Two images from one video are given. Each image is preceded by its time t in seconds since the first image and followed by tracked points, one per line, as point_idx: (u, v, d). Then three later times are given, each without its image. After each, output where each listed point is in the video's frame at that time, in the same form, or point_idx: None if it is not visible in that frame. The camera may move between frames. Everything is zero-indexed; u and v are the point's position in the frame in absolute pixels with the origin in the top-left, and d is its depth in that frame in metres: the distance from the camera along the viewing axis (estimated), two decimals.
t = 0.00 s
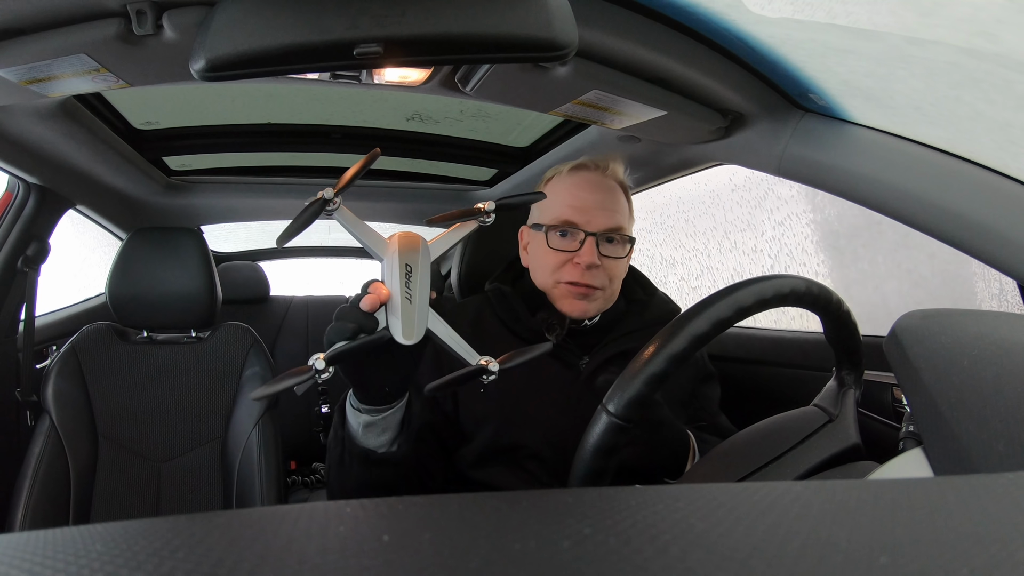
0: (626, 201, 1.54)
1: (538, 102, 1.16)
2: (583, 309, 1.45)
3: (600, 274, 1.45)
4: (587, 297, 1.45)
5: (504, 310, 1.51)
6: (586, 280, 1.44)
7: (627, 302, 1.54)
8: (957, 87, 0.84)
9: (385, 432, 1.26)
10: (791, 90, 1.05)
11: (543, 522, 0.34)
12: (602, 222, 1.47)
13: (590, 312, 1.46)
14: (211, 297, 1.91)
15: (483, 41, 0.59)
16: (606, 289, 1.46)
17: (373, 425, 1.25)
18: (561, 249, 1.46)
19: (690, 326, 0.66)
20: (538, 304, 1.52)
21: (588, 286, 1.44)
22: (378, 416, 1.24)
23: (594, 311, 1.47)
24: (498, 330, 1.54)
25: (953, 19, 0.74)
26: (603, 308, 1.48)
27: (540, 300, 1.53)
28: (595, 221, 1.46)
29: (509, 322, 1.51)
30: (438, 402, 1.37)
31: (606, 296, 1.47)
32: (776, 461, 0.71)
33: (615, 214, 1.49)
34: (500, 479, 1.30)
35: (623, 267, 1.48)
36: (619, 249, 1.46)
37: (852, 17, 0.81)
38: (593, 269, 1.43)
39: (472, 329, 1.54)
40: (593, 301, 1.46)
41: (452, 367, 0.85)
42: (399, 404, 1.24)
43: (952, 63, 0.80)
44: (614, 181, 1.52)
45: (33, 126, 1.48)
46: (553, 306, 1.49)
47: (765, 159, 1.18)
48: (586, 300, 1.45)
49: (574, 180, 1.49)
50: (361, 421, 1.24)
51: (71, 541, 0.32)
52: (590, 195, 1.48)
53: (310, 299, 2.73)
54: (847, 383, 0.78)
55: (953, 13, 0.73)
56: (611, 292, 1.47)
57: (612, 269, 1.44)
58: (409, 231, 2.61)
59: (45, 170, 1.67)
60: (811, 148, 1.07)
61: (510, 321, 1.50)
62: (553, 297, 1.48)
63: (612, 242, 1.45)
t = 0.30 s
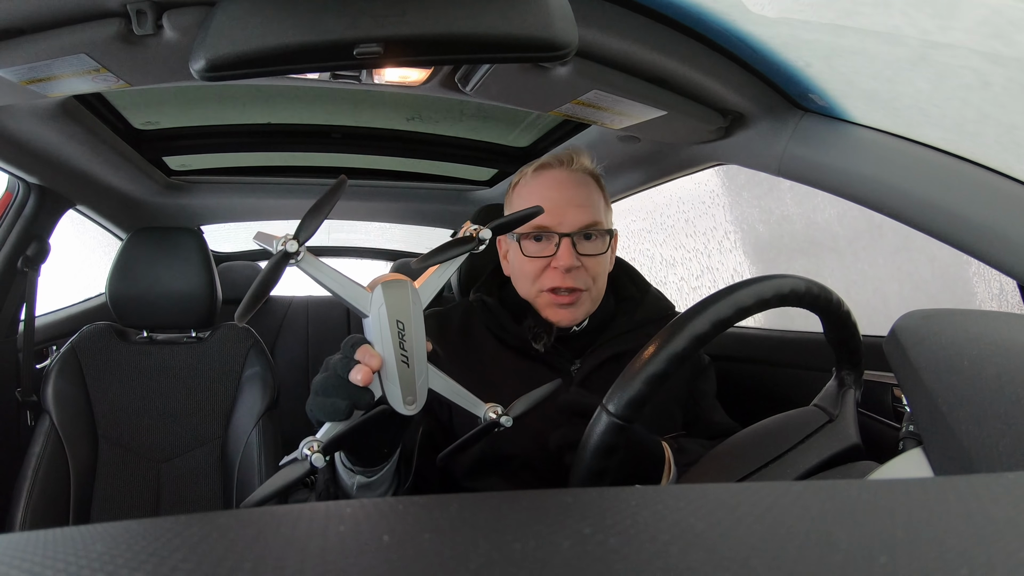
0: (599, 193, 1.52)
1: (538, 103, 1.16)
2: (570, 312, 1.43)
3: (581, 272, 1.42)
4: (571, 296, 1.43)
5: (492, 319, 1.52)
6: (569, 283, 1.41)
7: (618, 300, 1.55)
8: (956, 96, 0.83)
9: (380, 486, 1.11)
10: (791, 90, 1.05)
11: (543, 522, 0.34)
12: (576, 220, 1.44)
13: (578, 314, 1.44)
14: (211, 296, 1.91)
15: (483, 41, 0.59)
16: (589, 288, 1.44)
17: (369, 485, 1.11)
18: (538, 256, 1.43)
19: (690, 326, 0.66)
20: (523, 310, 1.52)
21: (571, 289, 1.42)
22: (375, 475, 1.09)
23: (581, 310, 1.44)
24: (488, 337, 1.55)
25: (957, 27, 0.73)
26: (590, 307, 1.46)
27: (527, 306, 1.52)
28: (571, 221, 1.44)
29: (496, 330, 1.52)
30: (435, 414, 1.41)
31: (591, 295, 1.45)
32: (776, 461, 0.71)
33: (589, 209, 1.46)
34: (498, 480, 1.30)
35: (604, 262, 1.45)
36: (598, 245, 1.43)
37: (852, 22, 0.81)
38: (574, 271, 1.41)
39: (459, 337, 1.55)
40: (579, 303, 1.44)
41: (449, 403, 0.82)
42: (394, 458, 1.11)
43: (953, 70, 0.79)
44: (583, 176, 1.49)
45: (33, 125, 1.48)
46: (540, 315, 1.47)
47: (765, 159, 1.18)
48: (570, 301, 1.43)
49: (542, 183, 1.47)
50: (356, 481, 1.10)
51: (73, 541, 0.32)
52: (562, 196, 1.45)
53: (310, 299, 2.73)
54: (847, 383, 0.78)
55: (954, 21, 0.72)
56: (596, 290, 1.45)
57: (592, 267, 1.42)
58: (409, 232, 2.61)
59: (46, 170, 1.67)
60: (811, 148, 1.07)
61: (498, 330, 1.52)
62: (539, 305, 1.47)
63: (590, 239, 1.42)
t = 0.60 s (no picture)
0: (608, 204, 1.49)
1: (537, 103, 1.16)
2: (545, 316, 1.46)
3: (561, 281, 1.42)
4: (549, 302, 1.44)
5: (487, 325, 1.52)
6: (547, 290, 1.43)
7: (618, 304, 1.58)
8: (956, 97, 0.83)
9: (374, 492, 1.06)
10: (790, 89, 1.05)
11: (543, 522, 0.34)
12: (568, 228, 1.43)
13: (551, 321, 1.46)
14: (211, 296, 1.90)
15: (483, 41, 0.59)
16: (568, 299, 1.45)
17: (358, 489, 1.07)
18: (525, 256, 1.45)
19: (690, 326, 0.66)
20: (514, 319, 1.53)
21: (549, 296, 1.43)
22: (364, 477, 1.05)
23: (556, 316, 1.46)
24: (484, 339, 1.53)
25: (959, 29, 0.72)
26: (566, 316, 1.47)
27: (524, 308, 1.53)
28: (562, 229, 1.44)
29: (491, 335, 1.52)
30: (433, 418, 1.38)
31: (570, 305, 1.46)
32: (776, 461, 0.71)
33: (586, 220, 1.45)
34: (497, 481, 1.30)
35: (590, 277, 1.44)
36: (586, 259, 1.43)
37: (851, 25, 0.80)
38: (554, 279, 1.42)
39: (456, 337, 1.54)
40: (554, 311, 1.45)
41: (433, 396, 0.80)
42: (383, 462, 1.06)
43: (951, 71, 0.79)
44: (591, 183, 1.47)
45: (34, 125, 1.49)
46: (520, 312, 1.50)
47: (765, 159, 1.18)
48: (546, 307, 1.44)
49: (547, 182, 1.46)
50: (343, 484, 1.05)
51: (73, 541, 0.32)
52: (562, 200, 1.44)
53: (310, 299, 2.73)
54: (847, 383, 0.78)
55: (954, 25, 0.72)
56: (575, 302, 1.46)
57: (573, 280, 1.42)
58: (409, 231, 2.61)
59: (46, 170, 1.67)
60: (811, 148, 1.07)
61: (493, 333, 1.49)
62: (520, 302, 1.49)
63: (576, 251, 1.42)
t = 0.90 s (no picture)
0: (631, 217, 1.50)
1: (537, 103, 1.16)
2: (548, 312, 1.47)
3: (570, 281, 1.43)
4: (555, 300, 1.45)
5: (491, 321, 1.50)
6: (555, 287, 1.44)
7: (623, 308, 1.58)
8: (955, 98, 0.83)
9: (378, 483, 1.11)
10: (790, 89, 1.05)
11: (544, 522, 0.34)
12: (586, 231, 1.44)
13: (551, 318, 1.47)
14: (211, 297, 1.90)
15: (483, 41, 0.59)
16: (574, 301, 1.45)
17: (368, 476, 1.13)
18: (542, 250, 1.47)
19: (690, 326, 0.66)
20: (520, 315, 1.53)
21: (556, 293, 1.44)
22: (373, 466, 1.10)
23: (558, 315, 1.47)
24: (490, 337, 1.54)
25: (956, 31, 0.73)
26: (567, 317, 1.48)
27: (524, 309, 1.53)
28: (579, 230, 1.45)
29: (494, 331, 1.49)
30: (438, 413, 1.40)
31: (574, 307, 1.47)
32: (776, 461, 0.71)
33: (604, 226, 1.45)
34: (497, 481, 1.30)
35: (599, 284, 1.45)
36: (598, 265, 1.43)
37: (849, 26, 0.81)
38: (563, 278, 1.43)
39: (457, 336, 1.53)
40: (557, 310, 1.46)
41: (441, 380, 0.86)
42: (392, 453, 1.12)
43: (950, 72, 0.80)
44: (619, 193, 1.48)
45: (34, 126, 1.48)
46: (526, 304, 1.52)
47: (765, 159, 1.19)
48: (550, 303, 1.45)
49: (576, 183, 1.48)
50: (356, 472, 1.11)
51: (74, 541, 0.32)
52: (585, 202, 1.45)
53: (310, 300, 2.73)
54: (847, 383, 0.78)
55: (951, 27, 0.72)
56: (578, 305, 1.46)
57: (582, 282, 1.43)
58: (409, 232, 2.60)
59: (45, 171, 1.67)
60: (810, 148, 1.07)
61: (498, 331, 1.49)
62: (527, 294, 1.51)
63: (590, 254, 1.43)
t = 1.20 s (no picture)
0: (633, 214, 1.49)
1: (538, 103, 1.16)
2: (551, 311, 1.47)
3: (573, 278, 1.43)
4: (559, 298, 1.44)
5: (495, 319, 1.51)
6: (558, 284, 1.43)
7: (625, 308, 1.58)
8: (956, 99, 0.83)
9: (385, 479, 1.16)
10: (790, 89, 1.05)
11: (544, 522, 0.34)
12: (589, 228, 1.44)
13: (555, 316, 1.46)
14: (211, 297, 1.90)
15: (484, 41, 0.59)
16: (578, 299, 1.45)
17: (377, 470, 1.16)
18: (545, 248, 1.46)
19: (690, 326, 0.66)
20: (524, 314, 1.53)
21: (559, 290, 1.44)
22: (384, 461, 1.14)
23: (561, 313, 1.46)
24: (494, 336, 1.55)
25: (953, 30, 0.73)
26: (571, 315, 1.47)
27: (527, 308, 1.53)
28: (582, 227, 1.44)
29: (498, 329, 1.50)
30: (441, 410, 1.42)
31: (577, 304, 1.46)
32: (776, 461, 0.71)
33: (607, 223, 1.45)
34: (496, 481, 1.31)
35: (603, 281, 1.44)
36: (602, 262, 1.43)
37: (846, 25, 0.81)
38: (567, 275, 1.42)
39: (461, 334, 1.54)
40: (561, 307, 1.45)
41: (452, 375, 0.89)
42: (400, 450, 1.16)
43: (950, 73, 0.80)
44: (621, 191, 1.47)
45: (33, 126, 1.48)
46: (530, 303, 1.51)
47: (765, 159, 1.19)
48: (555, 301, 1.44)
49: (577, 182, 1.48)
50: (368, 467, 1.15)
51: (73, 541, 0.32)
52: (587, 200, 1.45)
53: (311, 300, 2.73)
54: (847, 383, 0.78)
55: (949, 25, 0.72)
56: (582, 303, 1.46)
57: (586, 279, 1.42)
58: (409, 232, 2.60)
59: (45, 171, 1.67)
60: (810, 148, 1.07)
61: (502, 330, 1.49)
62: (531, 293, 1.50)
63: (593, 251, 1.42)
